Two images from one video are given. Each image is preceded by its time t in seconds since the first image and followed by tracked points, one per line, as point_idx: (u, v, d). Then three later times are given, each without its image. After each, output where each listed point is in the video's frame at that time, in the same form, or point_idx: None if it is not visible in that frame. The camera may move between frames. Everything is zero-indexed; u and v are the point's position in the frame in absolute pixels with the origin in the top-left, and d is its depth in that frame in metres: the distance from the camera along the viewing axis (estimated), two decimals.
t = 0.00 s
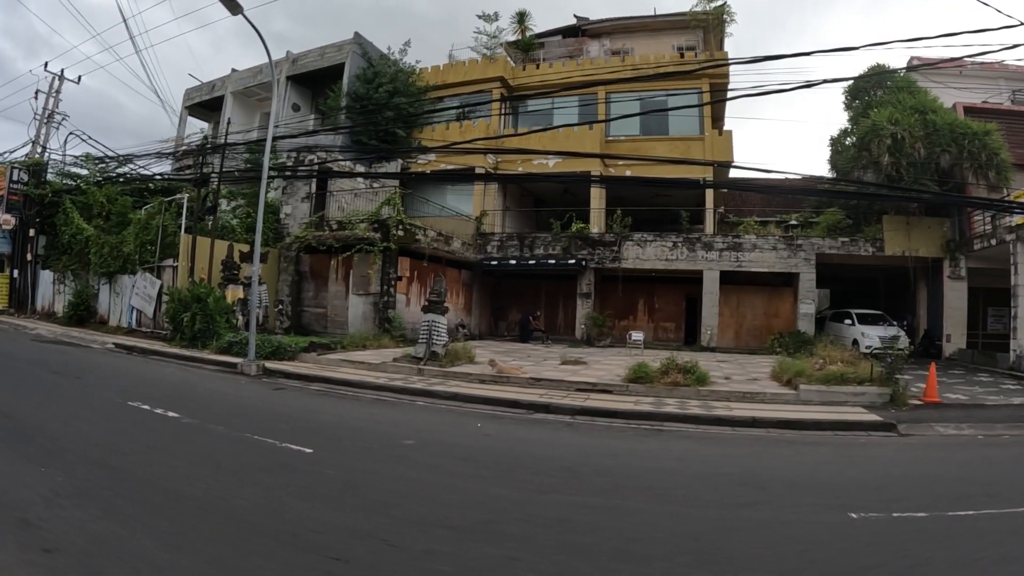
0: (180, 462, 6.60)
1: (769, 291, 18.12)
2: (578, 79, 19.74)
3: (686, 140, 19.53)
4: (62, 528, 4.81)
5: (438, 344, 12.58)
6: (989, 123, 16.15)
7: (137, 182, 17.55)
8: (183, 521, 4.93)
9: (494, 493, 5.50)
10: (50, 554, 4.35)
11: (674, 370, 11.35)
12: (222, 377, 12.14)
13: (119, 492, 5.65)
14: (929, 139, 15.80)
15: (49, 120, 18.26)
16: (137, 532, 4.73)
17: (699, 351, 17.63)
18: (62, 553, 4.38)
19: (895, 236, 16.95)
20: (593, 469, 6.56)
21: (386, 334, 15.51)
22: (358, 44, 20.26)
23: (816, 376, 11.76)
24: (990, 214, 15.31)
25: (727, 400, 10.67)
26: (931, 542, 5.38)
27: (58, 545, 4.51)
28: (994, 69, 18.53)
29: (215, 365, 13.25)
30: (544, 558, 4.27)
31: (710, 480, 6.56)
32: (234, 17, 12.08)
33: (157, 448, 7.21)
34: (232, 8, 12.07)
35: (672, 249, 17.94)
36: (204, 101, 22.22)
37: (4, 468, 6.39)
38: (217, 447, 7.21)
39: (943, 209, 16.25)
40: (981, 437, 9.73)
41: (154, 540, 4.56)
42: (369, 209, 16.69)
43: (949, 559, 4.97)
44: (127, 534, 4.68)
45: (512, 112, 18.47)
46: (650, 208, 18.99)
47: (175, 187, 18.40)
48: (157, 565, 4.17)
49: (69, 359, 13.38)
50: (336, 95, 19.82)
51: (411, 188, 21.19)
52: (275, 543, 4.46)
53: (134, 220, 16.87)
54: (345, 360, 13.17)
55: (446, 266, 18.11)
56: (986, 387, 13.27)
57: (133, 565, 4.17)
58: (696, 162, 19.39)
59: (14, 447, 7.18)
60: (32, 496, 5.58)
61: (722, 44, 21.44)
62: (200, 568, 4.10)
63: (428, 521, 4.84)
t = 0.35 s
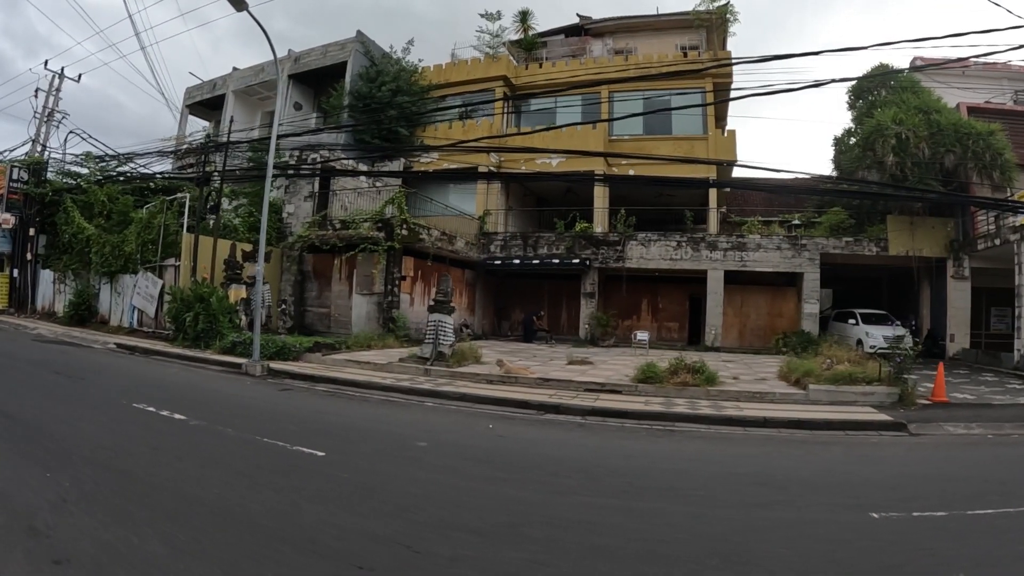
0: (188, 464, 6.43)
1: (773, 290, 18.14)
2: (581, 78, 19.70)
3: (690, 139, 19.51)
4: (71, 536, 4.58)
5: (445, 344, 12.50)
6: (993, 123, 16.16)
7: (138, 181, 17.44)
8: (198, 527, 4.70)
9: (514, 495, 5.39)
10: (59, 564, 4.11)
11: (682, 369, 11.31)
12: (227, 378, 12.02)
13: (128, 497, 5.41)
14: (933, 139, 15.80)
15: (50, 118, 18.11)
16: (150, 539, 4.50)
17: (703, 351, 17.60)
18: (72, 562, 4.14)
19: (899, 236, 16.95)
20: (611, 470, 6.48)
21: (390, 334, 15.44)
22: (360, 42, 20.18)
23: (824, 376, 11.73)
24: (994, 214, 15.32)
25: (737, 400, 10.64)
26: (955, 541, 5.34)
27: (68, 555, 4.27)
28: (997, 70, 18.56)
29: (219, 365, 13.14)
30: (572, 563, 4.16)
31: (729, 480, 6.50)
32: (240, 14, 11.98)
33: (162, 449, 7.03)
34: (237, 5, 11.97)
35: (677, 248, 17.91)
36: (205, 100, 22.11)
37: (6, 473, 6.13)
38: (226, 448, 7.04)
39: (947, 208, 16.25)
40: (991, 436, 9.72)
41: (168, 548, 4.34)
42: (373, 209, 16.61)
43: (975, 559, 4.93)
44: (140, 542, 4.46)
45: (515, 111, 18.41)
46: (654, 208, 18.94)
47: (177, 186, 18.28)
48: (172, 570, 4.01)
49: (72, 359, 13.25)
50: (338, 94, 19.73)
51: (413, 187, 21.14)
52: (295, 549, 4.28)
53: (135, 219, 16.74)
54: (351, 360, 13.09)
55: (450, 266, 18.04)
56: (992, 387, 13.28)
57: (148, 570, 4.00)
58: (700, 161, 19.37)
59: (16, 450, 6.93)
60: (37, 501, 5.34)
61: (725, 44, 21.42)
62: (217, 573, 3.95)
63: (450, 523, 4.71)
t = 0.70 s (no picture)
0: (196, 465, 6.31)
1: (775, 289, 18.17)
2: (583, 77, 19.67)
3: (692, 138, 19.50)
4: (80, 545, 4.38)
5: (450, 344, 12.44)
6: (996, 123, 16.18)
7: (138, 180, 17.30)
8: (211, 534, 4.52)
9: (532, 499, 5.32)
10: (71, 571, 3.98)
11: (690, 369, 11.29)
12: (231, 378, 11.92)
13: (137, 503, 5.21)
14: (936, 139, 15.83)
15: (49, 117, 17.97)
16: (163, 547, 4.33)
17: (706, 350, 17.59)
18: (84, 569, 4.01)
19: (902, 235, 16.98)
20: (626, 472, 6.43)
21: (394, 334, 15.36)
22: (362, 41, 20.09)
23: (831, 376, 11.73)
24: (997, 214, 15.34)
25: (745, 400, 10.63)
26: (975, 540, 5.32)
27: (78, 561, 4.15)
28: (998, 69, 18.60)
29: (222, 366, 13.03)
30: (598, 566, 4.11)
31: (745, 481, 6.46)
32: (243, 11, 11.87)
33: (169, 451, 6.91)
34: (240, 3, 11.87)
35: (679, 247, 17.90)
36: (205, 99, 21.99)
37: (7, 478, 5.91)
38: (233, 449, 6.92)
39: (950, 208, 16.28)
40: (999, 435, 9.73)
41: (182, 557, 4.16)
42: (376, 208, 16.51)
43: (997, 558, 4.91)
44: (153, 551, 4.27)
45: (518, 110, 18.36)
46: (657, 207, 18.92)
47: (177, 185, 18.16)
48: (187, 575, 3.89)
49: (73, 360, 13.10)
50: (340, 92, 19.64)
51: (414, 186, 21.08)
52: (314, 553, 4.18)
53: (136, 218, 16.61)
54: (356, 361, 13.00)
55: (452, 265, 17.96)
56: (996, 386, 13.30)
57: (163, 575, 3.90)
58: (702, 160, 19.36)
59: (17, 454, 6.72)
60: (43, 505, 5.20)
61: (727, 43, 21.42)
62: None
63: (470, 527, 4.64)
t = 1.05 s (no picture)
0: (207, 467, 6.23)
1: (777, 289, 18.23)
2: (585, 77, 19.67)
3: (694, 138, 19.54)
4: (95, 553, 4.25)
5: (456, 343, 12.40)
6: (998, 124, 16.25)
7: (138, 177, 17.18)
8: (230, 540, 4.41)
9: (553, 501, 5.28)
10: None
11: (696, 369, 11.31)
12: (236, 378, 11.84)
13: (151, 508, 5.10)
14: (938, 140, 15.90)
15: (48, 114, 17.83)
16: (181, 553, 4.21)
17: (708, 350, 17.62)
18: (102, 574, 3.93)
19: (903, 235, 17.06)
20: (643, 472, 6.41)
21: (397, 334, 15.31)
22: (364, 39, 20.03)
23: (836, 375, 11.75)
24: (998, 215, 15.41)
25: (752, 400, 10.64)
26: (993, 536, 5.33)
27: (95, 564, 4.07)
28: (999, 71, 18.67)
29: (225, 365, 12.94)
30: (627, 567, 4.09)
31: (761, 481, 6.45)
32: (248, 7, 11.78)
33: (178, 452, 6.82)
34: None
35: (682, 247, 17.92)
36: (204, 97, 21.87)
37: (14, 482, 5.79)
38: (244, 451, 6.85)
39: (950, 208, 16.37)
40: (1005, 434, 9.78)
41: (202, 564, 4.04)
42: (378, 207, 16.44)
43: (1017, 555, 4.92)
44: (171, 557, 4.16)
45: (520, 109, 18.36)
46: (659, 206, 18.94)
47: (178, 183, 18.06)
48: None
49: (74, 359, 13.00)
50: (341, 91, 19.55)
51: (416, 185, 21.06)
52: (338, 556, 4.13)
53: (136, 216, 16.50)
54: (361, 360, 12.94)
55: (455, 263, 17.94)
56: (998, 386, 13.34)
57: None
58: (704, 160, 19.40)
59: (22, 457, 6.57)
60: (55, 508, 5.11)
61: (729, 43, 21.45)
62: None
63: (494, 529, 4.59)
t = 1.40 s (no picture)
0: (225, 472, 6.19)
1: (778, 289, 18.30)
2: (587, 76, 19.69)
3: (696, 138, 19.60)
4: (123, 559, 4.21)
5: (463, 344, 12.38)
6: (998, 126, 16.37)
7: (139, 177, 17.05)
8: (259, 547, 4.34)
9: (577, 502, 5.29)
10: None
11: (704, 369, 11.34)
12: (242, 379, 11.77)
13: (174, 512, 5.06)
14: (939, 141, 16.01)
15: (48, 114, 17.68)
16: (210, 561, 4.15)
17: (710, 349, 17.67)
18: None
19: (904, 236, 17.17)
20: (661, 473, 6.42)
21: (401, 334, 15.27)
22: (365, 38, 19.97)
23: (842, 375, 11.81)
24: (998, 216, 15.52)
25: (760, 399, 10.68)
26: (1012, 532, 5.38)
27: (125, 571, 4.03)
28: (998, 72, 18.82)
29: (230, 366, 12.86)
30: (659, 567, 4.10)
31: (779, 480, 6.48)
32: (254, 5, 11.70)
33: (193, 457, 6.77)
34: None
35: (684, 247, 17.95)
36: (204, 96, 21.75)
37: (31, 486, 5.73)
38: (260, 454, 6.81)
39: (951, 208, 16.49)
40: (1012, 432, 9.85)
41: (234, 570, 4.01)
42: (381, 206, 16.39)
43: None
44: (200, 565, 4.09)
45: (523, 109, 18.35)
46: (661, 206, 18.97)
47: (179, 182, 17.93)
48: None
49: (77, 360, 12.90)
50: (343, 90, 19.47)
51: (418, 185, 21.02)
52: (371, 560, 4.11)
53: (138, 215, 16.39)
54: (367, 361, 12.89)
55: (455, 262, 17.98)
56: (1000, 385, 13.43)
57: None
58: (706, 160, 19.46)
59: (34, 461, 6.46)
60: (76, 513, 5.06)
61: (729, 44, 21.52)
62: None
63: (523, 532, 4.59)
